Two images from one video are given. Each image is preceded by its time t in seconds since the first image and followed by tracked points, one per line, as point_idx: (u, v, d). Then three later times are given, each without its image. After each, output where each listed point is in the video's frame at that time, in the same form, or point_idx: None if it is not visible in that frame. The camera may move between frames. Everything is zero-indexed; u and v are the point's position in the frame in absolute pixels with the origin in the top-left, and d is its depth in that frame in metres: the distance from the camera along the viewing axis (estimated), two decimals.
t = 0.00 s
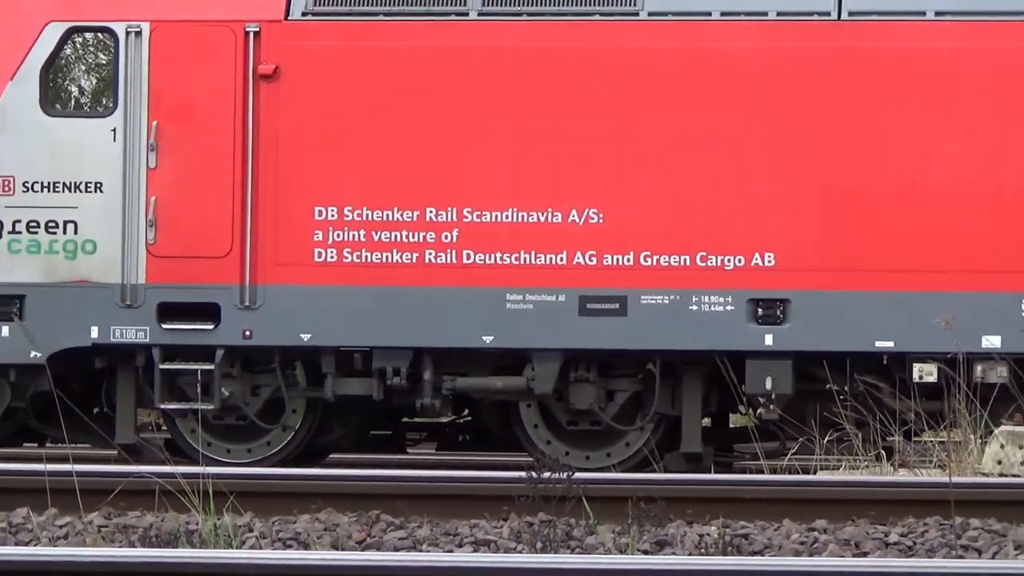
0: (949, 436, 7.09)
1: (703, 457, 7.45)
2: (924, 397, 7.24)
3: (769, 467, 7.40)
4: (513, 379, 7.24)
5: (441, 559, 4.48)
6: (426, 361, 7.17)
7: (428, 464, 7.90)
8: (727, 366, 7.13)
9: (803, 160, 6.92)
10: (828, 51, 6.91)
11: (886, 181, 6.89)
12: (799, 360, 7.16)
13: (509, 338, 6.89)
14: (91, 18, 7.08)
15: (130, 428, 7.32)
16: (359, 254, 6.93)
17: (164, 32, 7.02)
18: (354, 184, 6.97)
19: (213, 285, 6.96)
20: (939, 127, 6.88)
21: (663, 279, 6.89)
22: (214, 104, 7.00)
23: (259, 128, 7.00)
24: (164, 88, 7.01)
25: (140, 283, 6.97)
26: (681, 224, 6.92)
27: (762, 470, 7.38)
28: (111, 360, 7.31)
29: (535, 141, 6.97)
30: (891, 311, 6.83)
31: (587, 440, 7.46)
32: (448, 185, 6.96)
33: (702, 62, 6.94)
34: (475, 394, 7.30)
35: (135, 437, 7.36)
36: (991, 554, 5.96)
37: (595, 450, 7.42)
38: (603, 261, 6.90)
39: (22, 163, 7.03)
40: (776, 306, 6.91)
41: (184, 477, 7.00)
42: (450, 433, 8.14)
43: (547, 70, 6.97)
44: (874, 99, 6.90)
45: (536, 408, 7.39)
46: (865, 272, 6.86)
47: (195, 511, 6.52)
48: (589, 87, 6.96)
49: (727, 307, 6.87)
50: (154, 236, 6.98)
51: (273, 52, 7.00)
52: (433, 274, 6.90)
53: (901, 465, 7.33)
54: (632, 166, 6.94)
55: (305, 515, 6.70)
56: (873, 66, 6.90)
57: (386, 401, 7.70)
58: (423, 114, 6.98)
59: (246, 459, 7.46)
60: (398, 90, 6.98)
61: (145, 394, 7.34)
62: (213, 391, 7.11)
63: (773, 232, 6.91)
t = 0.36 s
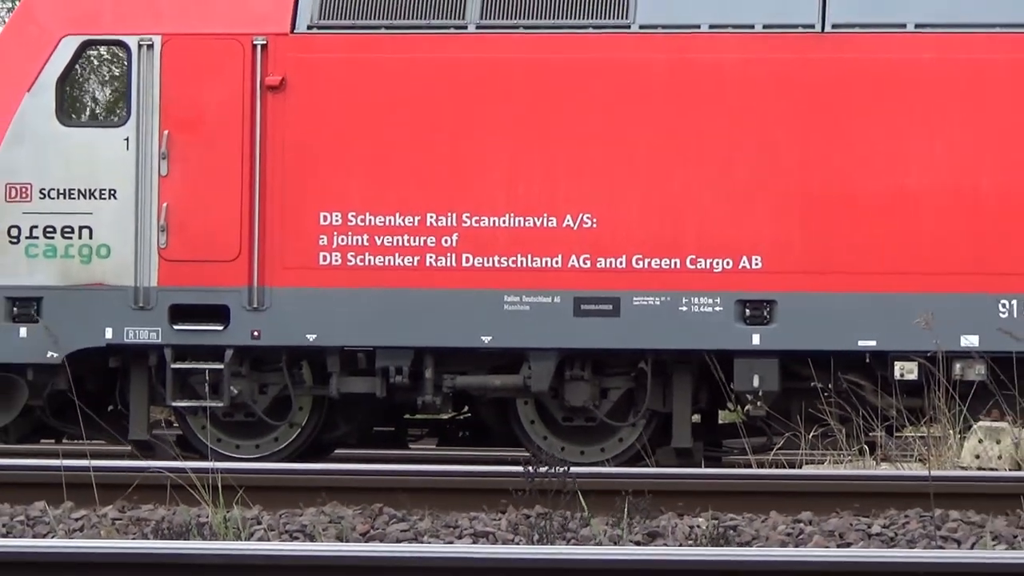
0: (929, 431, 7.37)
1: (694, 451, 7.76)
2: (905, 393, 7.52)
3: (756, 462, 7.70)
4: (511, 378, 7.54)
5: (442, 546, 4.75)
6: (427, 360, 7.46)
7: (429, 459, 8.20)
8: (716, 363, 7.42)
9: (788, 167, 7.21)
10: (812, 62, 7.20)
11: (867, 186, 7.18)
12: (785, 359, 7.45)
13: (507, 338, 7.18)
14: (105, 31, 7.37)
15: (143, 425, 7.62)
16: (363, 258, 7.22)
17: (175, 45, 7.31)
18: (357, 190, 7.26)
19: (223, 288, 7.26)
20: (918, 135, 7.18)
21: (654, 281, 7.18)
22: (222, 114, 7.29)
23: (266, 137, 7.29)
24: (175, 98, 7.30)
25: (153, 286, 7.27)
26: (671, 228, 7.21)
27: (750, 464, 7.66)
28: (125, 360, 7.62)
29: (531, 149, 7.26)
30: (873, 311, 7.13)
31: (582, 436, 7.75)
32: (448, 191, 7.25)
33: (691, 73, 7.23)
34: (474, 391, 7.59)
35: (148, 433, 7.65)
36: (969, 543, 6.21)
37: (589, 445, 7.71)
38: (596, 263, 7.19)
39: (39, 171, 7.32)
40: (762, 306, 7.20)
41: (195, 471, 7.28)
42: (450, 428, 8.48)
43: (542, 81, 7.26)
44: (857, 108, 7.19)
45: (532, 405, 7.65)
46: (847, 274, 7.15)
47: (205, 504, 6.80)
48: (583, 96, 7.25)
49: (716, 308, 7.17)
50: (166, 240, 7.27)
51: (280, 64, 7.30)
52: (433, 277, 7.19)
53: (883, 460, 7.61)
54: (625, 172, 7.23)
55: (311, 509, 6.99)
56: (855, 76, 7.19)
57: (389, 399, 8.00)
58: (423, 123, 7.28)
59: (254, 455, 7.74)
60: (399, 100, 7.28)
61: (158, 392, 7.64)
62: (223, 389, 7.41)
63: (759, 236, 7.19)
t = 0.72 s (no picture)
0: (910, 430, 7.65)
1: (684, 450, 8.07)
2: (886, 394, 7.85)
3: (744, 459, 8.01)
4: (507, 379, 7.84)
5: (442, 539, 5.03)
6: (426, 362, 7.76)
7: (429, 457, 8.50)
8: (706, 365, 7.70)
9: (773, 176, 7.51)
10: (797, 76, 7.50)
11: (850, 195, 7.48)
12: (771, 360, 7.75)
13: (504, 340, 7.48)
14: (118, 47, 7.67)
15: (155, 424, 7.93)
16: (366, 264, 7.52)
17: (185, 60, 7.61)
18: (360, 199, 7.56)
19: (231, 293, 7.56)
20: (899, 146, 7.47)
21: (645, 286, 7.48)
22: (231, 126, 7.60)
23: (273, 148, 7.60)
24: (186, 111, 7.61)
25: (164, 291, 7.57)
26: (661, 235, 7.51)
27: (738, 461, 7.96)
28: (137, 362, 7.93)
29: (527, 159, 7.56)
30: (855, 315, 7.43)
31: (576, 435, 8.05)
32: (447, 200, 7.55)
33: (681, 86, 7.53)
34: (472, 392, 7.89)
35: (159, 433, 7.96)
36: (948, 538, 6.49)
37: (583, 444, 8.01)
38: (590, 269, 7.49)
39: (54, 181, 7.62)
40: (749, 310, 7.49)
41: (204, 469, 7.57)
42: (450, 428, 8.81)
43: (538, 94, 7.56)
44: (840, 119, 7.49)
45: (529, 406, 7.95)
46: (831, 279, 7.45)
47: (214, 500, 7.09)
48: (577, 109, 7.55)
49: (704, 312, 7.46)
50: (177, 247, 7.57)
51: (286, 78, 7.60)
52: (433, 282, 7.49)
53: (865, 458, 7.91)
54: (617, 182, 7.54)
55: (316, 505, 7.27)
56: (838, 90, 7.49)
57: (390, 399, 8.29)
58: (423, 134, 7.58)
59: (262, 453, 8.03)
60: (400, 112, 7.58)
61: (169, 393, 7.95)
62: (231, 390, 7.71)
63: (746, 243, 7.49)
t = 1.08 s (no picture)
0: (892, 429, 7.98)
1: (675, 448, 8.37)
2: (870, 394, 8.15)
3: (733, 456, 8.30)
4: (505, 380, 8.13)
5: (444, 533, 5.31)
6: (427, 364, 8.06)
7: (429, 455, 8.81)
8: (698, 366, 7.98)
9: (761, 185, 7.80)
10: (783, 89, 7.80)
11: (834, 202, 7.78)
12: (759, 362, 8.05)
13: (502, 343, 7.79)
14: (131, 62, 7.99)
15: (166, 424, 8.24)
16: (369, 269, 7.82)
17: (196, 74, 7.93)
18: (364, 207, 7.86)
19: (240, 297, 7.86)
20: (882, 155, 7.77)
21: (638, 291, 7.78)
22: (239, 137, 7.91)
23: (279, 158, 7.91)
24: (196, 122, 7.92)
25: (174, 296, 7.87)
26: (653, 241, 7.80)
27: (727, 459, 8.25)
28: (148, 364, 8.23)
29: (524, 169, 7.86)
30: (839, 318, 7.72)
31: (572, 434, 8.35)
32: (447, 207, 7.85)
33: (672, 98, 7.84)
34: (472, 393, 8.18)
35: (170, 432, 8.28)
36: (929, 532, 6.80)
37: (579, 442, 8.31)
38: (584, 274, 7.79)
39: (70, 190, 7.93)
40: (738, 313, 7.79)
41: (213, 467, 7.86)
42: (450, 427, 9.12)
43: (535, 106, 7.87)
44: (825, 130, 7.79)
45: (525, 405, 8.25)
46: (816, 283, 7.74)
47: (224, 496, 7.39)
48: (572, 120, 7.85)
49: (695, 315, 7.76)
50: (187, 254, 7.87)
51: (292, 91, 7.91)
52: (434, 287, 7.79)
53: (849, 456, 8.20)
54: (611, 190, 7.84)
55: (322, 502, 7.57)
56: (823, 101, 7.79)
57: (393, 399, 8.60)
58: (424, 144, 7.88)
59: (269, 451, 8.32)
60: (402, 123, 7.88)
61: (179, 394, 8.26)
62: (240, 391, 8.02)
63: (735, 248, 7.78)
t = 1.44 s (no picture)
0: (874, 429, 8.31)
1: (665, 448, 8.68)
2: (853, 396, 8.46)
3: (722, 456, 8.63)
4: (502, 383, 8.44)
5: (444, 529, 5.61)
6: (427, 368, 8.37)
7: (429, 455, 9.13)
8: (687, 370, 8.30)
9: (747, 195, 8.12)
10: (768, 102, 8.12)
11: (818, 212, 8.09)
12: (746, 365, 8.37)
13: (499, 347, 8.10)
14: (141, 78, 8.31)
15: (176, 426, 8.56)
16: (370, 277, 8.14)
17: (204, 90, 8.25)
18: (365, 217, 8.17)
19: (247, 304, 8.18)
20: (863, 166, 8.09)
21: (629, 297, 8.09)
22: (245, 150, 8.23)
23: (284, 170, 8.23)
24: (203, 136, 8.24)
25: (184, 303, 8.19)
26: (644, 249, 8.12)
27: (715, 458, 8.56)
28: (159, 369, 8.55)
29: (520, 180, 8.18)
30: (822, 323, 8.04)
31: (566, 435, 8.66)
32: (446, 217, 8.16)
33: (661, 112, 8.15)
34: (470, 395, 8.50)
35: (180, 434, 8.60)
36: (908, 529, 7.12)
37: (573, 443, 8.62)
38: (578, 281, 8.10)
39: (83, 202, 8.25)
40: (725, 318, 8.10)
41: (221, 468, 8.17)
42: (449, 428, 9.43)
43: (530, 119, 8.18)
44: (808, 142, 8.10)
45: (521, 408, 8.55)
46: (800, 289, 8.06)
47: (232, 496, 7.70)
48: (565, 133, 8.17)
49: (684, 320, 8.07)
50: (195, 262, 8.19)
51: (296, 106, 8.23)
52: (433, 294, 8.10)
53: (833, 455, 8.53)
54: (603, 200, 8.15)
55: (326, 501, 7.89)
56: (806, 115, 8.11)
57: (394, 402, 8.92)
58: (424, 156, 8.19)
59: (274, 452, 8.64)
60: (402, 137, 8.20)
61: (189, 397, 8.58)
62: (247, 394, 8.34)
63: (722, 256, 8.10)
